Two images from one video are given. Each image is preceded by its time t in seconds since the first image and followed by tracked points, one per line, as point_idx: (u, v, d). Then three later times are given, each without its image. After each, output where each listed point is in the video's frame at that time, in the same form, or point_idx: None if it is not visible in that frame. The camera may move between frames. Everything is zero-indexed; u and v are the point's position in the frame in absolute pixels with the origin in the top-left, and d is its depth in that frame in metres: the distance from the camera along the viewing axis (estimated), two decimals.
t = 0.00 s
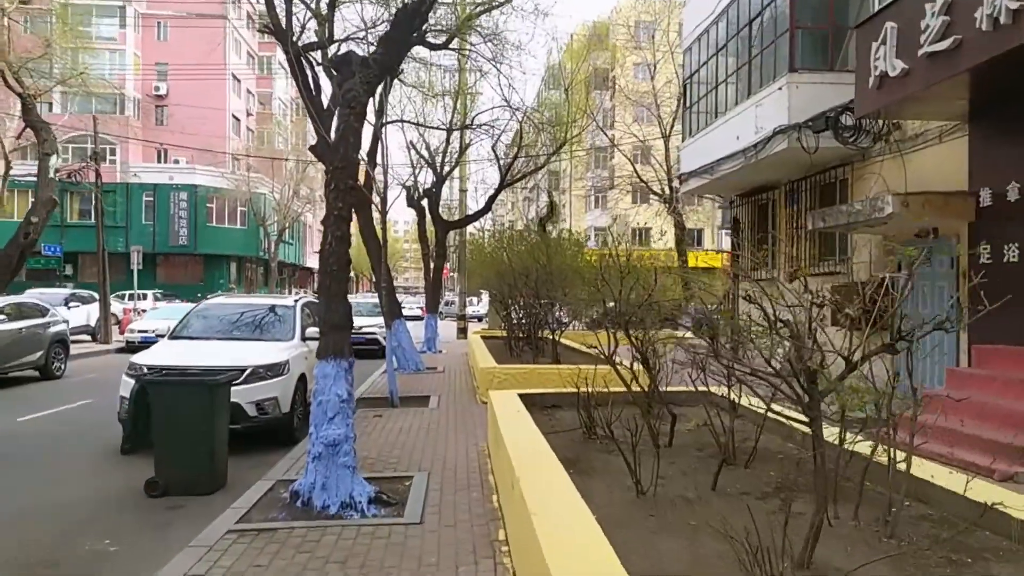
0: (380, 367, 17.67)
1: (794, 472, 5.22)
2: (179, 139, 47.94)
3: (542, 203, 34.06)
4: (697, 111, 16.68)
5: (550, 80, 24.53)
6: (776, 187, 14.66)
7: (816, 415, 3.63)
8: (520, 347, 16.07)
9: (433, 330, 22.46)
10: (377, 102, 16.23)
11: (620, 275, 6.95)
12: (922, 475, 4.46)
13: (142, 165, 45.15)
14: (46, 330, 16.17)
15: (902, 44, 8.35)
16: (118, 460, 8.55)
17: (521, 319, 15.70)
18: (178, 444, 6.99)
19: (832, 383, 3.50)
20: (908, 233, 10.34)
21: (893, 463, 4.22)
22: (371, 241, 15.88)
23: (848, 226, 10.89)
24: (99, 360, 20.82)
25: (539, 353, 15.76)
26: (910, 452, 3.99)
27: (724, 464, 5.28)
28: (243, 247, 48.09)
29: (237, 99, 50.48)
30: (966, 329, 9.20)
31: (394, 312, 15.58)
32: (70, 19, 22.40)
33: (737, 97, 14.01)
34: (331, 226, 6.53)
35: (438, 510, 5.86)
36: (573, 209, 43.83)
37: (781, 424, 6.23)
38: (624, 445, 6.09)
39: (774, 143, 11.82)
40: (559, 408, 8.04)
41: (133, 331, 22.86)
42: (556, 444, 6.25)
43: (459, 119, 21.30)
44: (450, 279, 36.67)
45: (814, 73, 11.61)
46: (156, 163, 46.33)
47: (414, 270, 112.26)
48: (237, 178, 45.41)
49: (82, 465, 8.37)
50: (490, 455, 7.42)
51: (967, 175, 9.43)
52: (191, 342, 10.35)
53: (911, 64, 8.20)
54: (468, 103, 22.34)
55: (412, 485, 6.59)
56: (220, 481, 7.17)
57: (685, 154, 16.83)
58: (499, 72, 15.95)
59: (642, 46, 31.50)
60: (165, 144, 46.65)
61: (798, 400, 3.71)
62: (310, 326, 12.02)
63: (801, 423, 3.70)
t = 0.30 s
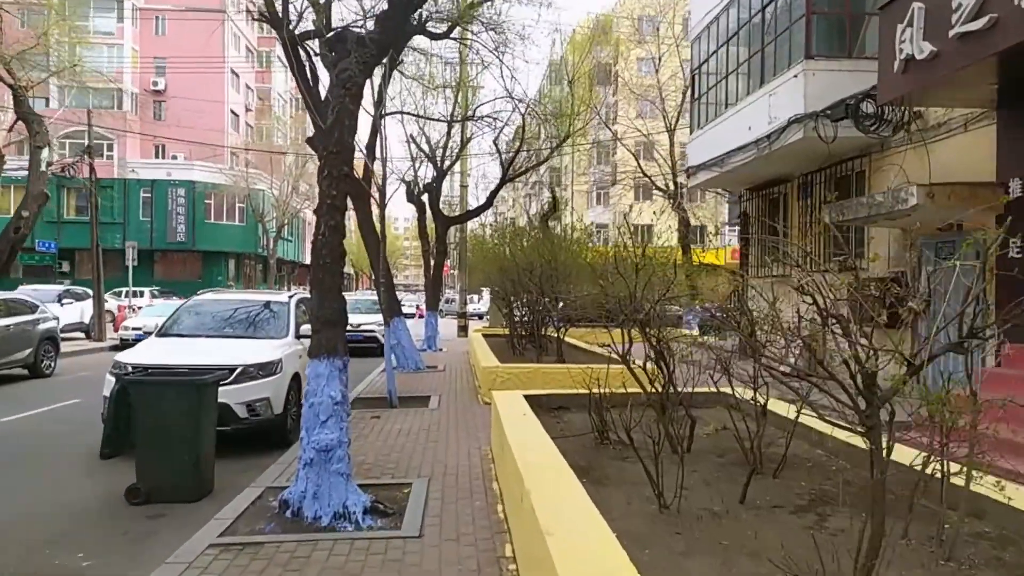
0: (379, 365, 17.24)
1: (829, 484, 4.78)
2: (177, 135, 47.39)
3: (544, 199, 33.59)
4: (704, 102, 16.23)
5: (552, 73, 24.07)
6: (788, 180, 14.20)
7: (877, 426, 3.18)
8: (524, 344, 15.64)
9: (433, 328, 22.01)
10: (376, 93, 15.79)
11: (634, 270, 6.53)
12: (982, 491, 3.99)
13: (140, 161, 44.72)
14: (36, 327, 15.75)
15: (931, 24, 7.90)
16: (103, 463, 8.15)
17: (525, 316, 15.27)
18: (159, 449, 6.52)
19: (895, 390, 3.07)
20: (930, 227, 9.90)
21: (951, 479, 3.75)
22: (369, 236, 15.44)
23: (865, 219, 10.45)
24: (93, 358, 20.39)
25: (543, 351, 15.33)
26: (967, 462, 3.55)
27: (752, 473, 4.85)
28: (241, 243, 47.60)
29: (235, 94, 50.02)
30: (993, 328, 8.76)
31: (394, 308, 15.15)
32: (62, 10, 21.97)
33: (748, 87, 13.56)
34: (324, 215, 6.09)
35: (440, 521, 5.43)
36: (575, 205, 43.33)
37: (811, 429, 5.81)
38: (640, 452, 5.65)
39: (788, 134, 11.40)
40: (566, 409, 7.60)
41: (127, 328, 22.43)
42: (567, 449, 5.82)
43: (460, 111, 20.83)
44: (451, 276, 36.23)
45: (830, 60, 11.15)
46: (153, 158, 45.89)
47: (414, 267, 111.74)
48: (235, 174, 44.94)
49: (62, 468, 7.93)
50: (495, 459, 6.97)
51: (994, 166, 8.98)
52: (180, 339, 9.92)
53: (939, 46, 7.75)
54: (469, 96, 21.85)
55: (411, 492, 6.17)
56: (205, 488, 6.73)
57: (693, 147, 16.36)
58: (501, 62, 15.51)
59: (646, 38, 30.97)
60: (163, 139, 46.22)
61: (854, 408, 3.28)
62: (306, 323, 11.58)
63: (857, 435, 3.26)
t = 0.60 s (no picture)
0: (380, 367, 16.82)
1: (872, 504, 4.40)
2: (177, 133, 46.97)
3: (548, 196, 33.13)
4: (714, 96, 15.78)
5: (556, 67, 23.59)
6: (801, 176, 13.77)
7: (960, 448, 2.96)
8: (529, 345, 15.23)
9: (436, 328, 21.60)
10: (376, 87, 15.35)
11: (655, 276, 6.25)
12: None
13: (140, 160, 44.34)
14: (29, 328, 15.34)
15: (963, 8, 7.47)
16: (92, 473, 7.77)
17: (530, 316, 14.86)
18: (147, 462, 6.11)
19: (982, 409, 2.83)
20: (955, 223, 9.49)
21: None
22: (370, 235, 15.03)
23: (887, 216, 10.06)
24: (89, 359, 20.00)
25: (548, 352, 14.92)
26: None
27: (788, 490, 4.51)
28: (242, 242, 47.21)
29: (236, 92, 49.59)
30: None
31: (396, 308, 14.74)
32: (57, 4, 21.56)
33: (761, 80, 13.13)
34: (323, 211, 5.67)
35: (447, 542, 5.04)
36: (579, 202, 42.83)
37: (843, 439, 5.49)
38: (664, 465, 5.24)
39: (804, 127, 11.00)
40: (578, 417, 7.17)
41: (125, 329, 22.04)
42: (583, 463, 5.42)
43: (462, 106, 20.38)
44: (454, 275, 35.81)
45: (849, 51, 10.73)
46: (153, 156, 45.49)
47: (416, 266, 111.10)
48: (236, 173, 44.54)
49: (48, 478, 7.53)
50: (505, 470, 6.58)
51: None
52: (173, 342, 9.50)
53: (974, 31, 7.32)
54: (472, 92, 21.41)
55: (416, 508, 5.78)
56: (197, 503, 6.32)
57: (703, 142, 15.95)
58: (505, 55, 15.07)
59: (651, 33, 30.46)
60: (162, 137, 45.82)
61: (931, 427, 3.04)
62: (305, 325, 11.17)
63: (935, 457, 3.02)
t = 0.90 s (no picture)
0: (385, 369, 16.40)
1: (927, 523, 3.96)
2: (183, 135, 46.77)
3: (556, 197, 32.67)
4: (730, 92, 15.32)
5: (564, 66, 23.15)
6: (820, 174, 13.29)
7: None
8: (537, 348, 14.78)
9: (441, 331, 21.17)
10: (382, 83, 14.94)
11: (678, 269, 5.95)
12: None
13: (146, 161, 44.16)
14: (26, 328, 14.99)
15: None
16: (80, 480, 7.38)
17: (539, 318, 14.42)
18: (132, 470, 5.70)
19: None
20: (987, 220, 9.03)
21: None
22: (375, 235, 14.62)
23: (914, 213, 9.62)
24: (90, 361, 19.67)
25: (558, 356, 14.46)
26: None
27: (832, 509, 4.10)
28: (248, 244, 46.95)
29: (242, 94, 49.36)
30: None
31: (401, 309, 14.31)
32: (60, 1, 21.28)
33: (780, 74, 12.67)
34: (320, 201, 5.25)
35: (454, 560, 4.62)
36: (587, 204, 42.35)
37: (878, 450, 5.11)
38: (690, 477, 4.81)
39: (826, 122, 10.58)
40: (593, 423, 6.74)
41: (126, 330, 21.71)
42: (601, 474, 4.99)
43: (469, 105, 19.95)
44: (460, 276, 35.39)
45: (874, 42, 10.29)
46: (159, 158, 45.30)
47: (422, 268, 110.61)
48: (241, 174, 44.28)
49: (32, 486, 7.13)
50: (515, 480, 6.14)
51: None
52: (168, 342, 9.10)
53: (1016, 14, 6.86)
54: (480, 90, 20.99)
55: (420, 521, 5.36)
56: (185, 514, 5.91)
57: (717, 140, 15.50)
58: (514, 51, 14.66)
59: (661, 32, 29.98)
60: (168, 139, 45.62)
61: None
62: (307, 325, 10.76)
63: None
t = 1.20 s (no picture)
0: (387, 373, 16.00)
1: (999, 558, 3.50)
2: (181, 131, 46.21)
3: (559, 193, 32.16)
4: (741, 84, 14.85)
5: (569, 60, 22.65)
6: (837, 168, 12.83)
7: None
8: (546, 347, 14.36)
9: (444, 331, 20.73)
10: (382, 76, 14.46)
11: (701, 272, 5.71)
12: None
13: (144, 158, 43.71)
14: (17, 330, 14.54)
15: None
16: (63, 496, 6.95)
17: (546, 318, 14.02)
18: (111, 493, 5.23)
19: None
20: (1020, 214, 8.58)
21: None
22: (376, 233, 14.18)
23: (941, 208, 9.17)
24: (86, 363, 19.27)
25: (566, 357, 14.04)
26: None
27: (890, 541, 3.70)
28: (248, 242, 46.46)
29: (241, 89, 48.85)
30: None
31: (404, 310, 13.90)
32: None
33: (796, 64, 12.20)
34: (315, 197, 4.80)
35: None
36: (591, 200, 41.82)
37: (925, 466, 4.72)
38: (724, 501, 4.36)
39: (847, 112, 10.12)
40: (611, 435, 6.29)
41: (123, 330, 21.27)
42: (627, 497, 4.54)
43: (471, 99, 19.47)
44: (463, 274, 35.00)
45: (898, 29, 9.82)
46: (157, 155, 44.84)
47: (423, 266, 109.74)
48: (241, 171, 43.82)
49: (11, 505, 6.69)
50: (528, 499, 5.71)
51: None
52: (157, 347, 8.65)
53: None
54: (482, 83, 20.50)
55: (427, 546, 4.90)
56: (173, 536, 5.47)
57: (728, 134, 15.04)
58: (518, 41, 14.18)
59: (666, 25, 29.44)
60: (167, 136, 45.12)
61: None
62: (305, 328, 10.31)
63: None
